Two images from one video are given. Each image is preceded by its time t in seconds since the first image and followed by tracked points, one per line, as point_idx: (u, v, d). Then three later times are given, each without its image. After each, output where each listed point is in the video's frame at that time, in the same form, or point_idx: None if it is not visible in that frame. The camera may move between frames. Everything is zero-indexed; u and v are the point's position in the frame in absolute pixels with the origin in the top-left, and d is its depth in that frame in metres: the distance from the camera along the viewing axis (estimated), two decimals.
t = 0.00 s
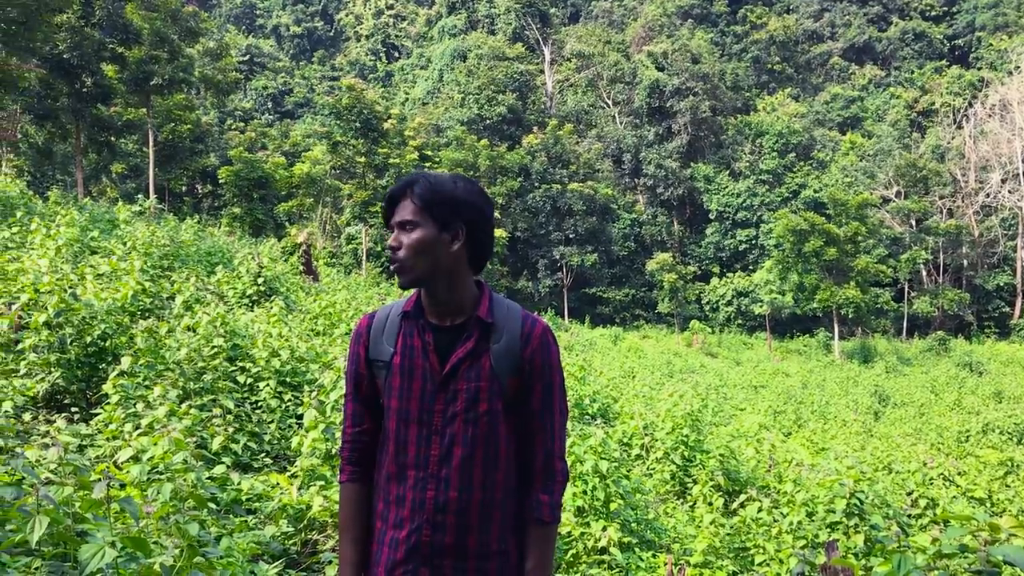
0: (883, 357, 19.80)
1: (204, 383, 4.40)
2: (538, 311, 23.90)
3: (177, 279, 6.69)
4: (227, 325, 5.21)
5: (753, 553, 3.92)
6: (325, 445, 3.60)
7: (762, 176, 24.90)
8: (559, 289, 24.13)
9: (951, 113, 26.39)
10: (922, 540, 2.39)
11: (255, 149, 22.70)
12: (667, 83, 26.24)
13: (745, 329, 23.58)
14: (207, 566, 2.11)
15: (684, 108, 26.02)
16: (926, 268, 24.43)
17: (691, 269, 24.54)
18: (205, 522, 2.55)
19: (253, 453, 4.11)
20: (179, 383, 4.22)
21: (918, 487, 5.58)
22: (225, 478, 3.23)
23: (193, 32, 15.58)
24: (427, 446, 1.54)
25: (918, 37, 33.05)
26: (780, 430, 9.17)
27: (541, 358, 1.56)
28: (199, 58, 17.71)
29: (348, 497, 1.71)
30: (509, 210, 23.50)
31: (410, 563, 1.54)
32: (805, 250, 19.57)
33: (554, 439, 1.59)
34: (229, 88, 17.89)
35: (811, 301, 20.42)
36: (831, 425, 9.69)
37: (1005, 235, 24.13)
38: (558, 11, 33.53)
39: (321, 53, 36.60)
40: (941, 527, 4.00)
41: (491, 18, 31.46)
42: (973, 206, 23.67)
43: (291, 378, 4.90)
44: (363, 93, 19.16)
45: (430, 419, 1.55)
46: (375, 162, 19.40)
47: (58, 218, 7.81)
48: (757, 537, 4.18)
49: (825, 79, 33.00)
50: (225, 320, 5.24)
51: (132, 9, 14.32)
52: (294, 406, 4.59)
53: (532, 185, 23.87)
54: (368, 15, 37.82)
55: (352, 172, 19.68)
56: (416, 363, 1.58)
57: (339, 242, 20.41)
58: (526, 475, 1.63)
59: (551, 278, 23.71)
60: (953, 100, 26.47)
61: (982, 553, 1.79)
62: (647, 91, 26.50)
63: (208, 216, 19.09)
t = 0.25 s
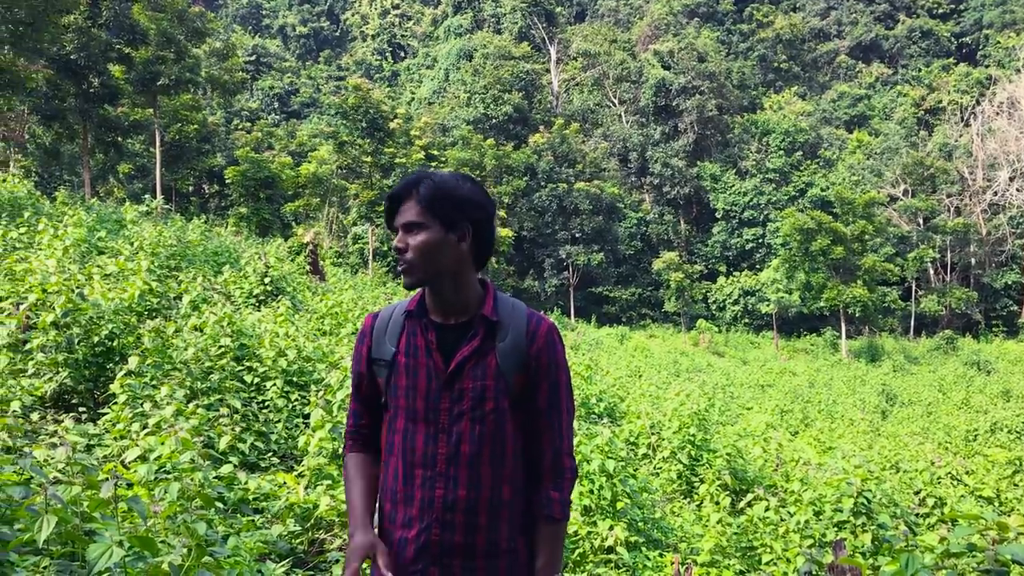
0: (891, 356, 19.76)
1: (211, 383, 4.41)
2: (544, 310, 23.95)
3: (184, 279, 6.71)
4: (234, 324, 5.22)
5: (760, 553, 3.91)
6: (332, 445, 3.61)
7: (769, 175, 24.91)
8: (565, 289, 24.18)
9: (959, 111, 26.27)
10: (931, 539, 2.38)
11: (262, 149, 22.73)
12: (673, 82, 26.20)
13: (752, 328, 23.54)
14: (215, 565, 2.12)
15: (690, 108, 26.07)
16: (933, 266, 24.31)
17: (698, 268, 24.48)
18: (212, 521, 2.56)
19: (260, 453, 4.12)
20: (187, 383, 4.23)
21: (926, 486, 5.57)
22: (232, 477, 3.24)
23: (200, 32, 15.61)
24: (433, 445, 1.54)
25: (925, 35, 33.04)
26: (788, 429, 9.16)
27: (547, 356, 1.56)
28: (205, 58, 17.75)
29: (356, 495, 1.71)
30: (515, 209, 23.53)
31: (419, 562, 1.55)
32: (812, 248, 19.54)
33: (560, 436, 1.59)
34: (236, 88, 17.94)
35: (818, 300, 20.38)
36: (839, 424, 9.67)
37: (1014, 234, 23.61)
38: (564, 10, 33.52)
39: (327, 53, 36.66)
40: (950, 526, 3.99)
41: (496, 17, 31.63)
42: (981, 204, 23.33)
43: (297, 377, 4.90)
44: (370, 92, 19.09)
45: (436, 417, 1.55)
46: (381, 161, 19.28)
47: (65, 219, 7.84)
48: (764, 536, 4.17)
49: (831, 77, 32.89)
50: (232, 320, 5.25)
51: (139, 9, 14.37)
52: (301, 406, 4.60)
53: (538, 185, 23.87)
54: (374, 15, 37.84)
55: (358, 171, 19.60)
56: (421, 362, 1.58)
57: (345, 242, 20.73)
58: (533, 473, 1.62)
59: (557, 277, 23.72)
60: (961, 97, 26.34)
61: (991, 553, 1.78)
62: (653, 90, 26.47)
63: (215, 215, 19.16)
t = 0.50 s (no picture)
0: (895, 355, 19.76)
1: (216, 383, 4.42)
2: (548, 309, 23.99)
3: (189, 279, 6.72)
4: (239, 324, 5.22)
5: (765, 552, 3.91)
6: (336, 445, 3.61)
7: (774, 175, 24.93)
8: (570, 288, 24.24)
9: (964, 110, 26.19)
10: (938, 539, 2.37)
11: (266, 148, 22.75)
12: (677, 81, 25.93)
13: (757, 327, 23.51)
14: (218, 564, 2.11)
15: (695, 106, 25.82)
16: (938, 266, 24.31)
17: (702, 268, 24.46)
18: (217, 520, 2.56)
19: (265, 452, 4.13)
20: (191, 382, 4.24)
21: (931, 486, 5.56)
22: (237, 477, 3.25)
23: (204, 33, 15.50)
24: (434, 443, 1.55)
25: (929, 33, 33.09)
26: (792, 428, 9.16)
27: (548, 353, 1.56)
28: (210, 58, 17.80)
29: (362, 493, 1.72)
30: (519, 208, 23.54)
31: (420, 560, 1.55)
32: (816, 248, 19.53)
33: (563, 434, 1.58)
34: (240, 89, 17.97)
35: (822, 299, 20.37)
36: (844, 424, 9.66)
37: (1019, 232, 23.42)
38: (568, 9, 33.51)
39: (331, 53, 36.70)
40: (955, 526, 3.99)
41: (500, 16, 31.76)
42: (986, 202, 23.22)
43: (302, 377, 4.90)
44: (375, 92, 18.93)
45: (438, 416, 1.55)
46: (386, 161, 19.28)
47: (70, 218, 7.86)
48: (769, 536, 4.17)
49: (836, 76, 32.83)
50: (237, 320, 5.26)
51: (143, 9, 14.47)
52: (306, 406, 4.60)
53: (542, 184, 23.86)
54: (378, 15, 37.86)
55: (363, 171, 19.56)
56: (423, 361, 1.59)
57: (350, 242, 20.82)
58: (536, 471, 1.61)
59: (561, 276, 23.77)
60: (965, 96, 26.26)
61: (997, 552, 1.78)
62: (657, 89, 26.13)
63: (220, 215, 19.22)
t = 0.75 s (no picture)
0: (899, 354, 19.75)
1: (219, 383, 4.43)
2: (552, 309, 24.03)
3: (192, 279, 6.73)
4: (242, 324, 5.23)
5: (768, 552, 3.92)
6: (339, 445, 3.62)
7: (777, 174, 24.92)
8: (573, 288, 24.28)
9: (967, 109, 26.10)
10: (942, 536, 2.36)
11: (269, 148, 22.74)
12: (680, 80, 25.96)
13: (760, 326, 23.48)
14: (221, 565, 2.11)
15: (697, 106, 25.85)
16: (941, 265, 24.37)
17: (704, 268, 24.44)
18: (220, 520, 2.56)
19: (268, 452, 4.13)
20: (194, 382, 4.24)
21: (935, 485, 5.55)
22: (240, 476, 3.25)
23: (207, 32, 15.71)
24: (436, 442, 1.54)
25: (932, 32, 33.10)
26: (795, 428, 9.15)
27: (548, 350, 1.57)
28: (212, 58, 17.90)
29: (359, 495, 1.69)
30: (522, 208, 23.54)
31: (422, 558, 1.54)
32: (820, 247, 19.51)
33: (563, 430, 1.58)
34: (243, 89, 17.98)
35: (825, 299, 20.35)
36: (848, 424, 9.64)
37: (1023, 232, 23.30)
38: (570, 9, 33.51)
39: (333, 53, 36.75)
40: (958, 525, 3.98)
41: (502, 16, 31.84)
42: (989, 202, 23.16)
43: (305, 377, 4.89)
44: (378, 91, 18.89)
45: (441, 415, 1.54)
46: (388, 161, 19.22)
47: (74, 219, 7.87)
48: (773, 536, 4.17)
49: (839, 75, 32.78)
50: (240, 320, 5.26)
51: (146, 9, 14.57)
52: (308, 406, 4.60)
53: (545, 184, 23.84)
54: (380, 15, 37.90)
55: (366, 171, 19.52)
56: (424, 360, 1.58)
57: (353, 241, 20.72)
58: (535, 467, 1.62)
59: (564, 276, 23.88)
60: (968, 95, 26.17)
61: (1001, 552, 1.78)
62: (660, 88, 26.15)
63: (223, 216, 19.25)
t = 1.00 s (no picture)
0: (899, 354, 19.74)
1: (220, 382, 4.42)
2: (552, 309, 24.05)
3: (192, 279, 6.73)
4: (242, 324, 5.23)
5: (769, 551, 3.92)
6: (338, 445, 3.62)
7: (777, 173, 24.89)
8: (573, 288, 24.28)
9: (967, 108, 26.00)
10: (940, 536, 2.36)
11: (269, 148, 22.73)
12: (680, 80, 25.91)
13: (760, 326, 23.47)
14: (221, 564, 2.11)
15: (698, 105, 25.85)
16: (942, 264, 24.43)
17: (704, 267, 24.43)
18: (221, 520, 2.56)
19: (268, 452, 4.13)
20: (195, 382, 4.24)
21: (935, 485, 5.55)
22: (241, 476, 3.25)
23: (207, 32, 15.64)
24: (436, 442, 1.53)
25: (932, 32, 33.10)
26: (795, 428, 9.13)
27: (544, 349, 1.58)
28: (213, 58, 17.87)
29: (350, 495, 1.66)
30: (522, 207, 23.53)
31: (422, 557, 1.53)
32: (820, 247, 19.50)
33: (558, 426, 1.60)
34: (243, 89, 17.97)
35: (825, 298, 20.35)
36: (848, 423, 9.63)
37: None
38: (570, 8, 33.49)
39: (333, 53, 36.76)
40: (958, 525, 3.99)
41: (502, 16, 31.78)
42: (990, 201, 23.11)
43: (305, 376, 4.90)
44: (378, 91, 18.89)
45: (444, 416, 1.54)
46: (388, 160, 19.19)
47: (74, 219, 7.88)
48: (773, 535, 4.17)
49: (839, 75, 32.77)
50: (240, 319, 5.27)
51: (147, 9, 14.52)
52: (308, 406, 4.60)
53: (546, 184, 23.83)
54: (381, 14, 37.91)
55: (366, 171, 19.51)
56: (422, 359, 1.57)
57: (353, 241, 20.75)
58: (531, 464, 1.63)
59: (565, 276, 23.88)
60: (969, 95, 26.02)
61: (1000, 551, 1.78)
62: (660, 88, 26.12)
63: (223, 215, 19.26)
